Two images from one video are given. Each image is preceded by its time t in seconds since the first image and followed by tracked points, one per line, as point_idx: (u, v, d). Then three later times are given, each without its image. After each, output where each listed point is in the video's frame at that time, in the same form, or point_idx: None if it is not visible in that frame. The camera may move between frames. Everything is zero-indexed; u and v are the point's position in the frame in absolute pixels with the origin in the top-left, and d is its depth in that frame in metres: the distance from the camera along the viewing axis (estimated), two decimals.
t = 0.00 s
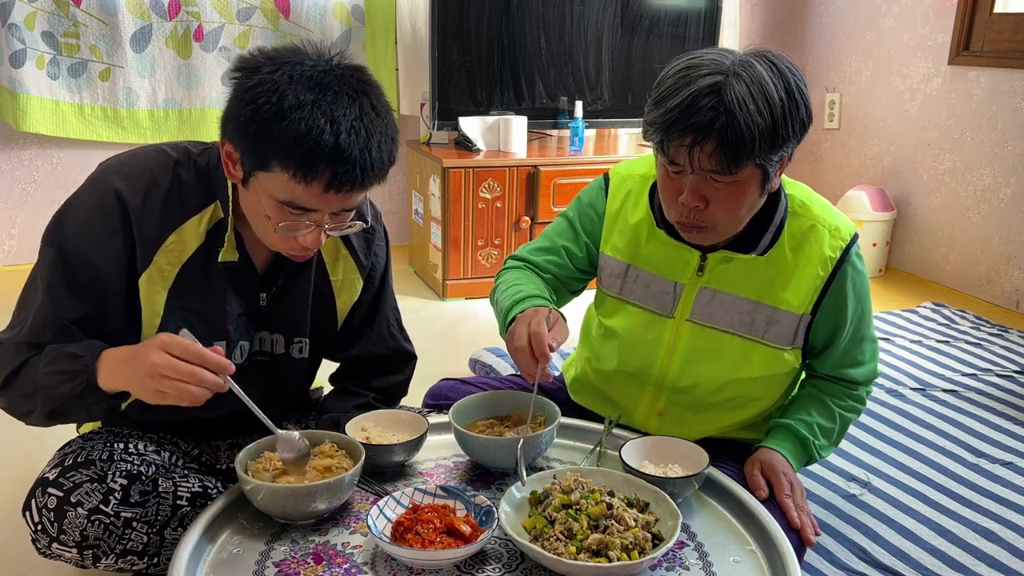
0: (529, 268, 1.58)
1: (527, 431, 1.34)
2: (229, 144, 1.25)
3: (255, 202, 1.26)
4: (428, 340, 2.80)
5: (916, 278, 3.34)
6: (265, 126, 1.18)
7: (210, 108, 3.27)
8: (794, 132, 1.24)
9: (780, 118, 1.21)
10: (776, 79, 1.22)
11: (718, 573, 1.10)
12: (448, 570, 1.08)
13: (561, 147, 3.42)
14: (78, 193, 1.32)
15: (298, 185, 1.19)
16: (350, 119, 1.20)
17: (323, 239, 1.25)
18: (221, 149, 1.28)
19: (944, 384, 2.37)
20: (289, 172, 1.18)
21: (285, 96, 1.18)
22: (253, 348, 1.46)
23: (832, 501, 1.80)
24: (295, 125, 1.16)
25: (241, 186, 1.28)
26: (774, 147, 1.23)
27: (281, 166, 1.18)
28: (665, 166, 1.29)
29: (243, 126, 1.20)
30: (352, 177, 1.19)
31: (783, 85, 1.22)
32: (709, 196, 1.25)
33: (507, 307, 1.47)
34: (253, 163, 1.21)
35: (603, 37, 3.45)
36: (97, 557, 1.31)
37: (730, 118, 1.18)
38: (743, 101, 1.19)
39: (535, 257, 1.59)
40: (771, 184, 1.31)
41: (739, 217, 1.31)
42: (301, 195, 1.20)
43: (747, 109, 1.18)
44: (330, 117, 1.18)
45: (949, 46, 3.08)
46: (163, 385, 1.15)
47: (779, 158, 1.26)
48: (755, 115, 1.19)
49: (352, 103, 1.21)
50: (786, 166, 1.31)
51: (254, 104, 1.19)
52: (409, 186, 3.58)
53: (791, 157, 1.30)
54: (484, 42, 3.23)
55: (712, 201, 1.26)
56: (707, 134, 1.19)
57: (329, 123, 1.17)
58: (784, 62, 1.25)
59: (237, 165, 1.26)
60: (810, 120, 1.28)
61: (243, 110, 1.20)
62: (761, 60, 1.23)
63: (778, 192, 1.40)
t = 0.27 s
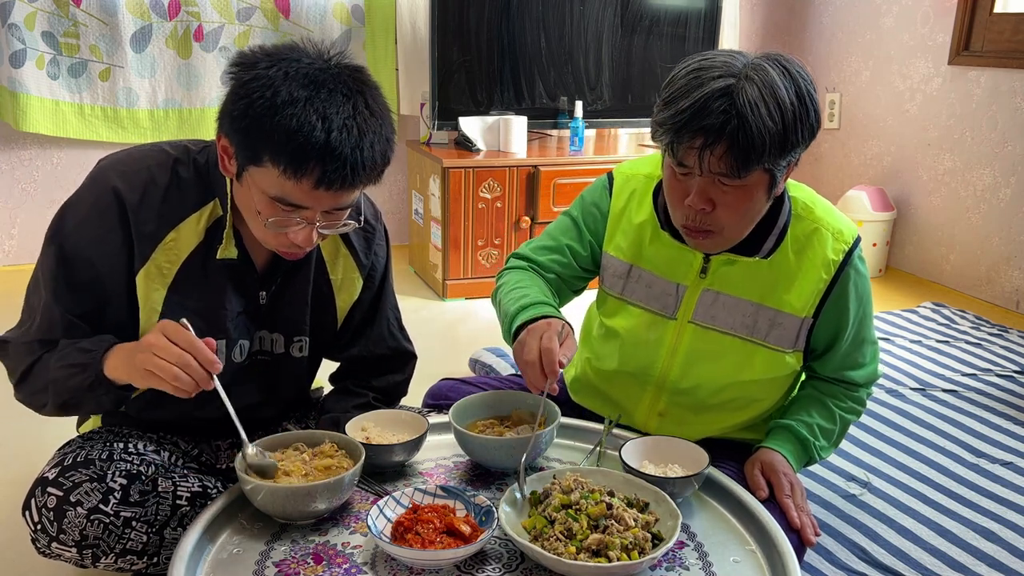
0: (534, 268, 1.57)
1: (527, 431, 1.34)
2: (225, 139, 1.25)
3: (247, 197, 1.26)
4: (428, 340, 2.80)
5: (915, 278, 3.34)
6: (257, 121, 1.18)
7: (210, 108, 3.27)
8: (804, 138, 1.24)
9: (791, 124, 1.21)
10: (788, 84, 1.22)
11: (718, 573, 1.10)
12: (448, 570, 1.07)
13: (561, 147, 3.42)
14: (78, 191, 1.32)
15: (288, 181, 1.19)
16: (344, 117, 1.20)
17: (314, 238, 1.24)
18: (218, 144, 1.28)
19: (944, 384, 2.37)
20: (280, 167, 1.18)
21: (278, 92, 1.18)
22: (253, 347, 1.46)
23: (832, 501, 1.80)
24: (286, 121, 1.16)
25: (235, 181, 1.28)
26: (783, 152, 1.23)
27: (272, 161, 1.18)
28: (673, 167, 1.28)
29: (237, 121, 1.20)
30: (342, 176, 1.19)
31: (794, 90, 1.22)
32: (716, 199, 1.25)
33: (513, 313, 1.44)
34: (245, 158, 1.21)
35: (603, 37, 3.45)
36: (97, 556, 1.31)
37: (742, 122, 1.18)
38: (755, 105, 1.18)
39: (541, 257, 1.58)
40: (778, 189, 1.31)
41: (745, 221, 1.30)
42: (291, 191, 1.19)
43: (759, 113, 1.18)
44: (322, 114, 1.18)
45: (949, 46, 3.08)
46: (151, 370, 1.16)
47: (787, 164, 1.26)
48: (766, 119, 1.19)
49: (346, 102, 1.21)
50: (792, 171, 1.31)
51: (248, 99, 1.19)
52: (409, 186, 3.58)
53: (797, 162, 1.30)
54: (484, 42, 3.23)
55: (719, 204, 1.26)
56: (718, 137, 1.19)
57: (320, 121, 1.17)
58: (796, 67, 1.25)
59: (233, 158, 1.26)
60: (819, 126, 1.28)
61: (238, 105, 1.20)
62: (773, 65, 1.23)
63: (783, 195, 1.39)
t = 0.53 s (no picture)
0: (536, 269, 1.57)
1: (527, 431, 1.34)
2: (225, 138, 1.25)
3: (248, 195, 1.26)
4: (428, 340, 2.80)
5: (915, 278, 3.34)
6: (256, 118, 1.18)
7: (210, 109, 3.27)
8: (805, 138, 1.24)
9: (793, 123, 1.21)
10: (790, 83, 1.22)
11: (718, 573, 1.10)
12: (448, 570, 1.08)
13: (561, 147, 3.42)
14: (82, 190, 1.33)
15: (288, 178, 1.19)
16: (342, 113, 1.20)
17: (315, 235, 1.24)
18: (218, 142, 1.28)
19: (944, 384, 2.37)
20: (279, 164, 1.18)
21: (277, 89, 1.18)
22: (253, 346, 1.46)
23: (832, 501, 1.80)
24: (285, 117, 1.16)
25: (236, 180, 1.28)
26: (785, 152, 1.23)
27: (271, 158, 1.18)
28: (674, 167, 1.28)
29: (237, 119, 1.20)
30: (341, 171, 1.19)
31: (796, 89, 1.22)
32: (718, 198, 1.25)
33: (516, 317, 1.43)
34: (245, 156, 1.21)
35: (603, 37, 3.45)
36: (97, 556, 1.31)
37: (744, 119, 1.18)
38: (758, 103, 1.19)
39: (544, 257, 1.58)
40: (780, 192, 1.31)
41: (746, 222, 1.30)
42: (291, 188, 1.19)
43: (761, 111, 1.18)
44: (320, 110, 1.18)
45: (949, 46, 3.08)
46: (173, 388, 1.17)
47: (789, 164, 1.26)
48: (769, 117, 1.19)
49: (344, 98, 1.22)
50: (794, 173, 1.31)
51: (247, 96, 1.19)
52: (409, 186, 3.58)
53: (799, 164, 1.30)
54: (484, 42, 3.23)
55: (720, 204, 1.26)
56: (720, 134, 1.19)
57: (319, 117, 1.18)
58: (798, 67, 1.25)
59: (233, 157, 1.26)
60: (821, 127, 1.28)
61: (237, 103, 1.20)
62: (776, 64, 1.24)
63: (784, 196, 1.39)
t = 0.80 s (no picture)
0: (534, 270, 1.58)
1: (527, 430, 1.34)
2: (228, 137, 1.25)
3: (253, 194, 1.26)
4: (428, 340, 2.80)
5: (915, 278, 3.34)
6: (260, 115, 1.18)
7: (210, 109, 3.27)
8: (803, 140, 1.24)
9: (790, 125, 1.21)
10: (787, 84, 1.22)
11: (718, 573, 1.10)
12: (448, 570, 1.07)
13: (561, 147, 3.42)
14: (86, 190, 1.33)
15: (293, 175, 1.19)
16: (346, 110, 1.20)
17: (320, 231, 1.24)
18: (221, 142, 1.28)
19: (944, 384, 2.37)
20: (284, 161, 1.18)
21: (281, 87, 1.18)
22: (254, 345, 1.46)
23: (832, 501, 1.80)
24: (290, 115, 1.16)
25: (240, 178, 1.28)
26: (782, 154, 1.22)
27: (276, 156, 1.18)
28: (672, 168, 1.28)
29: (241, 117, 1.20)
30: (346, 168, 1.19)
31: (794, 91, 1.22)
32: (714, 201, 1.25)
33: (513, 319, 1.44)
34: (249, 154, 1.21)
35: (603, 37, 3.45)
36: (96, 556, 1.31)
37: (740, 123, 1.18)
38: (754, 106, 1.18)
39: (542, 257, 1.59)
40: (778, 192, 1.31)
41: (744, 224, 1.30)
42: (296, 185, 1.19)
43: (757, 114, 1.18)
44: (325, 107, 1.18)
45: (949, 46, 3.08)
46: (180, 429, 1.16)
47: (787, 166, 1.26)
48: (765, 120, 1.18)
49: (348, 95, 1.22)
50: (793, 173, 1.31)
51: (250, 94, 1.19)
52: (409, 186, 3.58)
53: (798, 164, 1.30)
54: (484, 42, 3.23)
55: (717, 207, 1.26)
56: (716, 138, 1.19)
57: (323, 114, 1.17)
58: (796, 68, 1.25)
59: (236, 156, 1.26)
60: (820, 128, 1.27)
61: (240, 101, 1.20)
62: (773, 66, 1.23)
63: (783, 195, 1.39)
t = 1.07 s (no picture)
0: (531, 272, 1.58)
1: (527, 430, 1.34)
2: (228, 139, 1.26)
3: (254, 196, 1.26)
4: (429, 340, 2.80)
5: (915, 278, 3.34)
6: (261, 116, 1.18)
7: (210, 108, 3.27)
8: (800, 141, 1.24)
9: (786, 128, 1.21)
10: (783, 86, 1.22)
11: (718, 573, 1.10)
12: (448, 570, 1.07)
13: (561, 147, 3.42)
14: (87, 191, 1.33)
15: (295, 175, 1.19)
16: (347, 110, 1.20)
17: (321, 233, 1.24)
18: (222, 143, 1.28)
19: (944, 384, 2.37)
20: (286, 161, 1.18)
21: (282, 87, 1.18)
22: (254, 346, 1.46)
23: (832, 501, 1.80)
24: (291, 115, 1.16)
25: (241, 180, 1.28)
26: (778, 157, 1.22)
27: (278, 156, 1.18)
28: (668, 170, 1.29)
29: (242, 119, 1.20)
30: (348, 167, 1.19)
31: (790, 93, 1.22)
32: (711, 203, 1.25)
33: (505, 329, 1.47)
34: (250, 156, 1.21)
35: (603, 37, 3.45)
36: (97, 556, 1.31)
37: (735, 126, 1.18)
38: (749, 109, 1.18)
39: (540, 259, 1.60)
40: (775, 193, 1.31)
41: (742, 225, 1.31)
42: (298, 186, 1.19)
43: (753, 117, 1.18)
44: (326, 106, 1.18)
45: (949, 46, 3.08)
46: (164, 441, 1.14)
47: (783, 167, 1.26)
48: (761, 123, 1.18)
49: (349, 94, 1.22)
50: (791, 174, 1.31)
51: (252, 95, 1.19)
52: (409, 186, 3.58)
53: (796, 165, 1.30)
54: (484, 42, 3.23)
55: (713, 209, 1.26)
56: (711, 141, 1.19)
57: (325, 114, 1.18)
58: (792, 69, 1.25)
59: (237, 158, 1.26)
60: (817, 129, 1.27)
61: (241, 102, 1.20)
62: (769, 68, 1.23)
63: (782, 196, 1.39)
